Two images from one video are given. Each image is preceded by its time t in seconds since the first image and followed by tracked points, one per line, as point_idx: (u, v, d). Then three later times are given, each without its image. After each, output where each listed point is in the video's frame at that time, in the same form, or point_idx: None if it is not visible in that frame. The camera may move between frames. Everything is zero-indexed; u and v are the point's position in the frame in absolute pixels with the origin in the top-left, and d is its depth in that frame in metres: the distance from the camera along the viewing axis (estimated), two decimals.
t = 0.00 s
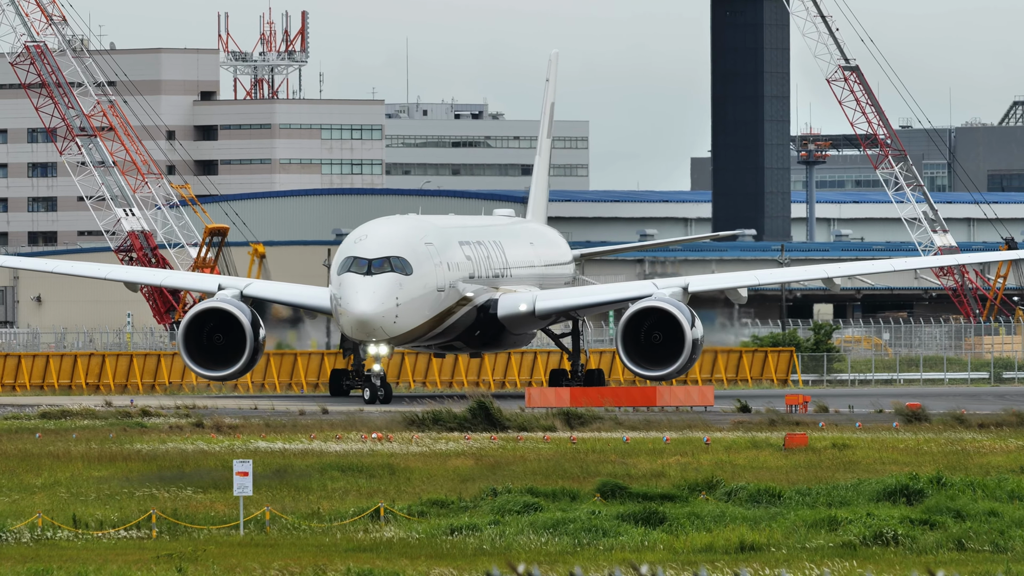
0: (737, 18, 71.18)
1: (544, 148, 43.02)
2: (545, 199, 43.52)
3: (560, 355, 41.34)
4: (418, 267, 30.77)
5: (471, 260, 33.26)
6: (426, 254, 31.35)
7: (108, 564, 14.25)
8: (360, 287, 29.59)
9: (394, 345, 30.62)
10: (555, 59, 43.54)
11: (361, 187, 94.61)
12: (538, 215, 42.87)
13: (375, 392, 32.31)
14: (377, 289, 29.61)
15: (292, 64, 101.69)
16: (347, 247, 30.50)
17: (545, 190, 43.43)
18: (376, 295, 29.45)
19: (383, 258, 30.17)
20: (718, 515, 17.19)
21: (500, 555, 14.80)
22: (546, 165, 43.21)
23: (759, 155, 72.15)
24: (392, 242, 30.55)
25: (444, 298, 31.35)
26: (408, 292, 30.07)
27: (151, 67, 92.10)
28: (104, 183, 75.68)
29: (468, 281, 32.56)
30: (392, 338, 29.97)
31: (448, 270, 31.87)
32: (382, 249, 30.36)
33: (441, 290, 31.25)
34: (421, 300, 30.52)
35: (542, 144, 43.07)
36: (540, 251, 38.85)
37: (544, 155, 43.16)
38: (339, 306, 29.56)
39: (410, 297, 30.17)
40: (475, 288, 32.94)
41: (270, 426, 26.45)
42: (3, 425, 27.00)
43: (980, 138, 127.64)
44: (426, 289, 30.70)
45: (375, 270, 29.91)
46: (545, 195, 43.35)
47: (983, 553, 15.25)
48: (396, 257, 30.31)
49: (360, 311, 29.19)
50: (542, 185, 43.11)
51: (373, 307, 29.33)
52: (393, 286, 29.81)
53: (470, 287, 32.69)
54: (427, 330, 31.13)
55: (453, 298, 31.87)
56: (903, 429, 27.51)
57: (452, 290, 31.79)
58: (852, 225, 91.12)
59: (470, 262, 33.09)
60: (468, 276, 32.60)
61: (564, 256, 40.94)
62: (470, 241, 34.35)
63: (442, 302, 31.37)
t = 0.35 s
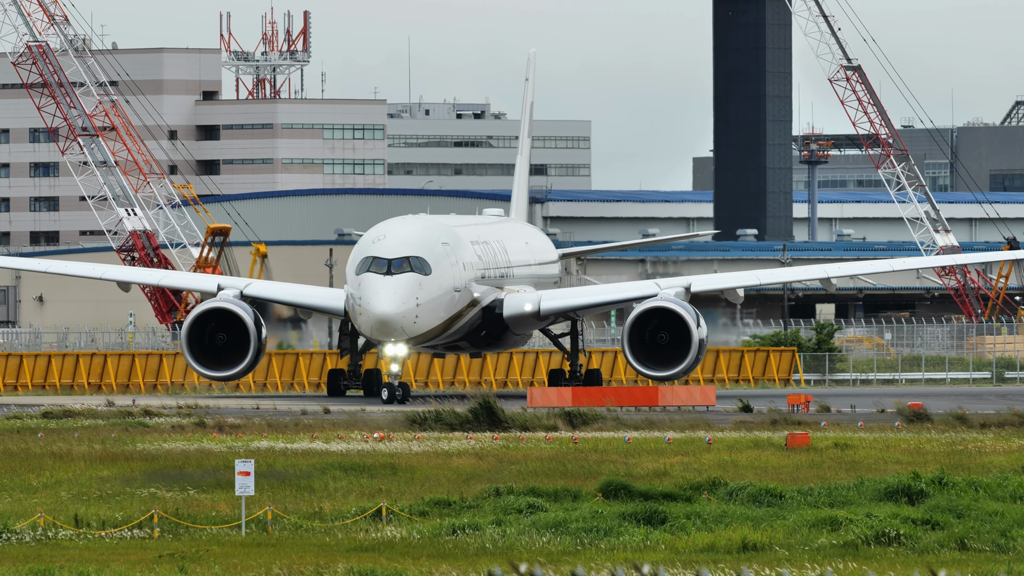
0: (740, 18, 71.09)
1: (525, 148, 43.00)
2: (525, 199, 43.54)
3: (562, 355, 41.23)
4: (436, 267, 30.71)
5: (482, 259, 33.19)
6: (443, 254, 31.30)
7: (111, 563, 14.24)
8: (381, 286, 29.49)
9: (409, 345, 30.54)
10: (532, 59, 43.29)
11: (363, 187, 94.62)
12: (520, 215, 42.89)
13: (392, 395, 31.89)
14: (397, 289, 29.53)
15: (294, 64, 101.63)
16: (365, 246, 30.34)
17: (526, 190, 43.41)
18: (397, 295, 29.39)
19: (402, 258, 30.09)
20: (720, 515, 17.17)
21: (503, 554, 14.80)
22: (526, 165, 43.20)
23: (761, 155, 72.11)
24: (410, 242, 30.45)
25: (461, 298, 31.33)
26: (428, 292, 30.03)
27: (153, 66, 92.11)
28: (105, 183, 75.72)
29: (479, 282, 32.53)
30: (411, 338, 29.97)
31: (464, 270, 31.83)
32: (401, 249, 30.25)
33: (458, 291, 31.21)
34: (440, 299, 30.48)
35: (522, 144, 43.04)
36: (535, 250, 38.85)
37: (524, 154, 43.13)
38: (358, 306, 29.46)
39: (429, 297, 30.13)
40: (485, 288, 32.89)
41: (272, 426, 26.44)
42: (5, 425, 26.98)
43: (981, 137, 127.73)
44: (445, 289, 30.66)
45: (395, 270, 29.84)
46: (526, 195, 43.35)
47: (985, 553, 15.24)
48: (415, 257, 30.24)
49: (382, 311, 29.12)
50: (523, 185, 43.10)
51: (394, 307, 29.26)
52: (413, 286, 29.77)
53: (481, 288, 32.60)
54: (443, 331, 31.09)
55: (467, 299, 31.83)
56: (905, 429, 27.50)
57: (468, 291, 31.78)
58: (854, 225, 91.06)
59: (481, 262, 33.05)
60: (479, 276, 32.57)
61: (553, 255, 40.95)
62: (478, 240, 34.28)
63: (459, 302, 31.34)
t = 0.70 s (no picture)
0: (742, 18, 71.10)
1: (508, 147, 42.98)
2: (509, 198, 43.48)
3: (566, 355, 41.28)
4: (455, 267, 30.62)
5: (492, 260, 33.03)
6: (460, 254, 31.19)
7: (114, 564, 14.23)
8: (402, 286, 29.37)
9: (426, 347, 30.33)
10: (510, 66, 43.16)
11: (365, 187, 94.63)
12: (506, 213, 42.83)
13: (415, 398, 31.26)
14: (418, 289, 29.43)
15: (296, 63, 101.68)
16: (384, 247, 30.23)
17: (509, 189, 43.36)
18: (418, 295, 29.27)
19: (422, 258, 30.01)
20: (722, 515, 17.15)
21: (506, 554, 14.79)
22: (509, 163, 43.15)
23: (762, 155, 72.13)
24: (429, 242, 30.36)
25: (479, 299, 31.22)
26: (448, 292, 29.94)
27: (155, 66, 92.16)
28: (108, 183, 75.71)
29: (491, 282, 32.37)
30: (432, 339, 29.82)
31: (481, 271, 31.72)
32: (420, 249, 30.18)
33: (475, 291, 31.10)
34: (460, 300, 30.37)
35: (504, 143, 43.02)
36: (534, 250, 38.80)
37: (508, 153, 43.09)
38: (379, 306, 29.30)
39: (449, 297, 30.01)
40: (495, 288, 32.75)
41: (274, 426, 26.43)
42: (8, 425, 26.98)
43: (984, 137, 127.70)
44: (464, 290, 30.55)
45: (416, 270, 29.75)
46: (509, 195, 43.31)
47: (987, 553, 15.22)
48: (435, 257, 30.16)
49: (404, 311, 28.96)
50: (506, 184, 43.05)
51: (416, 307, 29.15)
52: (434, 286, 29.65)
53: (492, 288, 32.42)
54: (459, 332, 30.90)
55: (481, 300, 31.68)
56: (908, 429, 27.47)
57: (483, 291, 31.63)
58: (856, 225, 91.00)
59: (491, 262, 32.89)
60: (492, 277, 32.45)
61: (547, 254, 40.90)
62: (486, 240, 34.11)
63: (476, 303, 31.21)
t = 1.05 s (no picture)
0: (744, 18, 71.19)
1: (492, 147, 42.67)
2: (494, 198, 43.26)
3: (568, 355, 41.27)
4: (477, 267, 30.08)
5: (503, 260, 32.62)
6: (480, 254, 30.67)
7: (116, 564, 14.23)
8: (425, 286, 28.80)
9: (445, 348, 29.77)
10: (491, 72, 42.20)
11: (367, 187, 94.65)
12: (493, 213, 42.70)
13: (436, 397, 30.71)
14: (441, 289, 28.87)
15: (298, 63, 101.76)
16: (404, 247, 29.65)
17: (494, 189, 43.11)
18: (442, 295, 28.71)
19: (444, 258, 29.46)
20: (725, 516, 17.13)
21: (507, 554, 14.79)
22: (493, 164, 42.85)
23: (764, 155, 72.19)
24: (450, 242, 29.81)
25: (498, 300, 30.70)
26: (471, 292, 29.39)
27: (157, 66, 92.21)
28: (109, 183, 75.70)
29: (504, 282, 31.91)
30: (454, 339, 29.24)
31: (498, 271, 31.21)
32: (441, 249, 29.61)
33: (495, 292, 30.56)
34: (481, 300, 29.84)
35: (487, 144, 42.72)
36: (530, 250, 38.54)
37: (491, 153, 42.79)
38: (402, 306, 28.72)
39: (472, 297, 29.42)
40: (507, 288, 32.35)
41: (276, 425, 26.43)
42: (10, 425, 26.97)
43: (986, 137, 127.75)
44: (486, 290, 30.02)
45: (438, 270, 29.19)
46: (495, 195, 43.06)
47: (989, 553, 15.20)
48: (456, 257, 29.61)
49: (427, 312, 28.37)
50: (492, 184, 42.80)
51: (440, 307, 28.58)
52: (456, 286, 29.07)
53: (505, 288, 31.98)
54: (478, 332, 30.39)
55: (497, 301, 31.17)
56: (910, 429, 27.45)
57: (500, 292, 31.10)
58: (858, 225, 90.96)
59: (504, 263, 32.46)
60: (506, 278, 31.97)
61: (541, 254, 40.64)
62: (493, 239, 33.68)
63: (495, 304, 30.68)
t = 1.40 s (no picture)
0: (746, 18, 71.19)
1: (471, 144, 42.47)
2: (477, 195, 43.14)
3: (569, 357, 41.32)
4: (499, 268, 29.93)
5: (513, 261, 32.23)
6: (501, 255, 30.51)
7: (118, 563, 14.22)
8: (449, 286, 28.63)
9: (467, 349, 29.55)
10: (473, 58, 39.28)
11: (368, 186, 94.68)
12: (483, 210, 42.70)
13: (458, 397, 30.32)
14: (465, 290, 28.71)
15: (300, 63, 101.77)
16: (425, 248, 29.55)
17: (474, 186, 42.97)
18: (465, 295, 28.54)
19: (466, 258, 29.30)
20: (726, 515, 17.11)
21: (509, 554, 14.78)
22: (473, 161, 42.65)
23: (766, 155, 72.15)
24: (472, 243, 29.68)
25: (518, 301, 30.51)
26: (494, 293, 29.21)
27: (159, 66, 92.21)
28: (111, 183, 75.68)
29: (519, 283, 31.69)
30: (477, 340, 29.05)
31: (517, 273, 31.03)
32: (463, 249, 29.49)
33: (515, 293, 30.39)
34: (503, 301, 29.65)
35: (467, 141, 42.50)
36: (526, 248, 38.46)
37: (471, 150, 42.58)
38: (425, 306, 28.56)
39: (494, 298, 29.27)
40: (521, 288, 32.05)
41: (278, 425, 26.43)
42: (12, 424, 26.97)
43: (988, 138, 127.82)
44: (507, 291, 29.85)
45: (460, 270, 29.05)
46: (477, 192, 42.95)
47: (991, 553, 15.19)
48: (479, 257, 29.47)
49: (451, 312, 28.21)
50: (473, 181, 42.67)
51: (463, 307, 28.42)
52: (479, 285, 28.90)
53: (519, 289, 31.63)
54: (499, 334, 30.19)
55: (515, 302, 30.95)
56: (912, 429, 27.43)
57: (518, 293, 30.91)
58: (860, 225, 90.95)
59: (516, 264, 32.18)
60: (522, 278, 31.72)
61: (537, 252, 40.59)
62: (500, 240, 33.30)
63: (514, 305, 30.48)
